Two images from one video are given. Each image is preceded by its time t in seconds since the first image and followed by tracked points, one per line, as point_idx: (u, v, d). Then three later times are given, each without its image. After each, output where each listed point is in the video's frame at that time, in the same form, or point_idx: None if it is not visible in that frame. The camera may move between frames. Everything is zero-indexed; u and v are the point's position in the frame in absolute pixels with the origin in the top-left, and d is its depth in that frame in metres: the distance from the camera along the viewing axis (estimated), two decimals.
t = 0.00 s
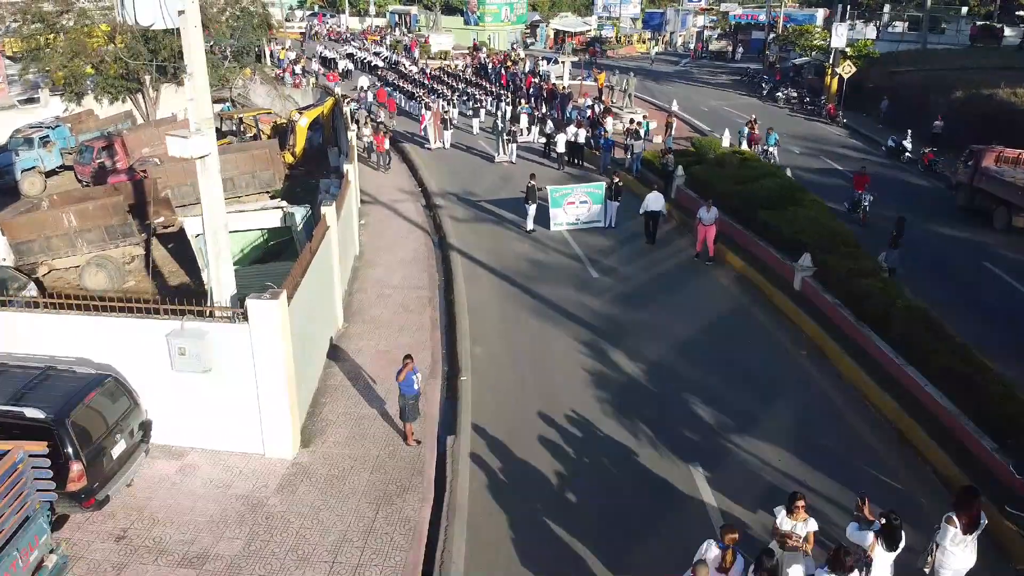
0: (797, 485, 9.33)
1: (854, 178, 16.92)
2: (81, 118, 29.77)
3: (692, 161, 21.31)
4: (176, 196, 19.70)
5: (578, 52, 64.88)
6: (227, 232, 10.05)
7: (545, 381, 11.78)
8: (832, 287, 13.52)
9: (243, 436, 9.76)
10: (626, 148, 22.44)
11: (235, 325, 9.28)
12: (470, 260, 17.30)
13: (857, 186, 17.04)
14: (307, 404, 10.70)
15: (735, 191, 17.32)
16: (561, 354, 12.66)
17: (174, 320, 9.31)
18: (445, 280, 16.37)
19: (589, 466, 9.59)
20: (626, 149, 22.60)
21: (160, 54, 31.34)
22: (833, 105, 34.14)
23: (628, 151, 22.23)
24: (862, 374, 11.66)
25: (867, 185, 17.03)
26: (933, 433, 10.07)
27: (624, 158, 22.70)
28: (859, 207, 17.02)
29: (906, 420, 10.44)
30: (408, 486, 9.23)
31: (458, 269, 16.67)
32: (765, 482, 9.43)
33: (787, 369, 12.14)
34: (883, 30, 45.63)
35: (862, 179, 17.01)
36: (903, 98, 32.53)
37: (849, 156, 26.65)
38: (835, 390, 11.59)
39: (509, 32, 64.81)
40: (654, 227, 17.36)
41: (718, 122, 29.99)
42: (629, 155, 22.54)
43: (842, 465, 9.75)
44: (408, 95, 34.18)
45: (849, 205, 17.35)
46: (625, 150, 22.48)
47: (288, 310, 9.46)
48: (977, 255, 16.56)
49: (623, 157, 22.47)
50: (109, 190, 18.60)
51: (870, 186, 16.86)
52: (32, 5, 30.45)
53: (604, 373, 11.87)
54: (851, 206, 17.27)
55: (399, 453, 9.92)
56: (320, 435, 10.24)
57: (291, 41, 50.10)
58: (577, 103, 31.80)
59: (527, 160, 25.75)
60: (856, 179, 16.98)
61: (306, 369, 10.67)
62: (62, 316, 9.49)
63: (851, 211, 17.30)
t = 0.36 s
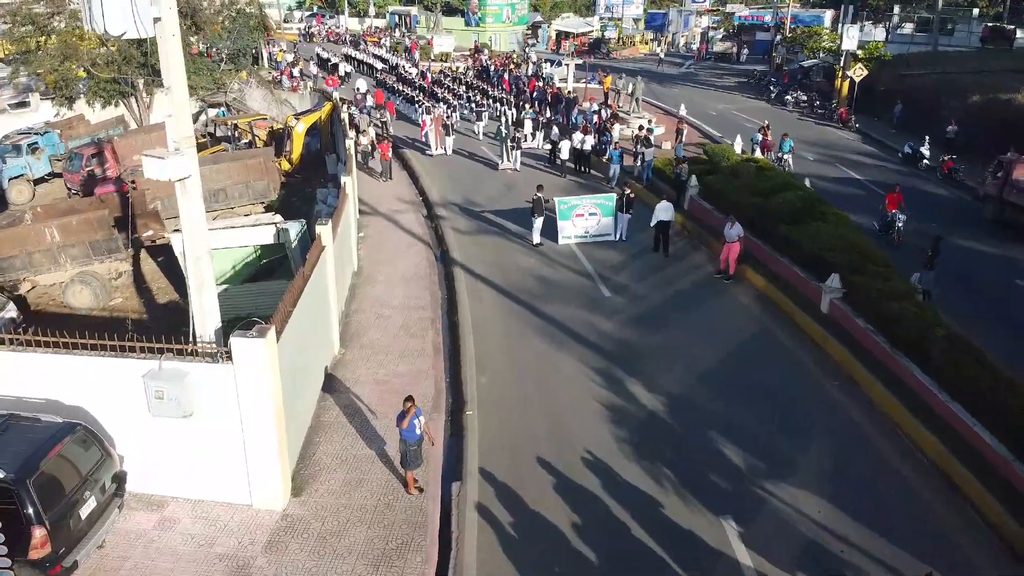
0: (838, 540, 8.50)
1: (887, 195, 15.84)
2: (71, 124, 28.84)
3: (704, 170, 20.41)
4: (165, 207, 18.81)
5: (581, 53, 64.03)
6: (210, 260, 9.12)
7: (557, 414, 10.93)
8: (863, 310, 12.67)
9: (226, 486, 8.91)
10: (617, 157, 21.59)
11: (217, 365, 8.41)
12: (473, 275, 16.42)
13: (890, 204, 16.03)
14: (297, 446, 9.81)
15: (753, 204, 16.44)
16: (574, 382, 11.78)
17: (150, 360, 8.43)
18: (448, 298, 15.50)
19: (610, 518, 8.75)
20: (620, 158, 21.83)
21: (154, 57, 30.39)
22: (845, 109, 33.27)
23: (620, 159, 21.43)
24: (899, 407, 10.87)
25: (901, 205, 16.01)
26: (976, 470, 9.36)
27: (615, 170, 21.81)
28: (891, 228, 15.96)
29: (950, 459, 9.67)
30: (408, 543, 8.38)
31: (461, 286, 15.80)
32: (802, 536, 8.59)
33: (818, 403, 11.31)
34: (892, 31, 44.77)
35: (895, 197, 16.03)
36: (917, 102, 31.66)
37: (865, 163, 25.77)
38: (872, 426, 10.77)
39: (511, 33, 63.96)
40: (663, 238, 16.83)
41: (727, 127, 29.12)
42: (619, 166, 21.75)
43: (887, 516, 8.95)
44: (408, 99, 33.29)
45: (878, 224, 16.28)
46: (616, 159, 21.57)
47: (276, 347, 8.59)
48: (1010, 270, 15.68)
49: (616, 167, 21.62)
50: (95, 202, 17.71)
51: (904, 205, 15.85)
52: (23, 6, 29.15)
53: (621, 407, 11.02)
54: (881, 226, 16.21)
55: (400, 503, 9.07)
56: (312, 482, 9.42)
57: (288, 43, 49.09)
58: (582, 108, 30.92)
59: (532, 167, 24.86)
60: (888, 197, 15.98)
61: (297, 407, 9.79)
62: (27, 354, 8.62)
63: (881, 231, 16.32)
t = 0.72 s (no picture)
0: None
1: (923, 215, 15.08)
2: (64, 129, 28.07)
3: (718, 179, 19.71)
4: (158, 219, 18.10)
5: (583, 54, 63.44)
6: (198, 291, 8.39)
7: (572, 450, 10.25)
8: (894, 334, 12.04)
9: (215, 537, 8.20)
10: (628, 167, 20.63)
11: (205, 408, 7.70)
12: (478, 291, 15.71)
13: (924, 224, 15.33)
14: (292, 489, 9.10)
15: (773, 217, 15.74)
16: (589, 413, 11.11)
17: (133, 402, 7.73)
18: (453, 316, 14.82)
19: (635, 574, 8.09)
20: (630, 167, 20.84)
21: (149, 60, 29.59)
22: (855, 113, 32.60)
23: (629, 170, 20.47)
24: (939, 442, 10.19)
25: (936, 225, 15.32)
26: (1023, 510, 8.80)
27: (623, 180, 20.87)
28: (926, 250, 15.31)
29: (995, 501, 9.05)
30: None
31: (468, 302, 15.11)
32: None
33: (850, 436, 10.63)
34: (901, 32, 44.11)
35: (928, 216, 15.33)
36: (931, 107, 30.99)
37: (880, 170, 25.11)
38: (910, 464, 10.10)
39: (512, 35, 63.32)
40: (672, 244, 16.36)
41: (736, 132, 28.41)
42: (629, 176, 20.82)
43: (934, 569, 8.32)
44: (409, 103, 32.59)
45: (912, 244, 15.60)
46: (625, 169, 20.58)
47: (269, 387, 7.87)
48: None
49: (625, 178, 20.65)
50: (85, 214, 17.00)
51: (940, 226, 15.20)
52: (15, 9, 27.91)
53: (641, 441, 10.39)
54: (914, 247, 15.56)
55: (406, 553, 8.39)
56: (308, 529, 8.73)
57: (287, 44, 48.34)
58: (587, 113, 30.23)
59: (538, 175, 24.17)
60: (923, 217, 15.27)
61: (293, 447, 9.08)
62: None
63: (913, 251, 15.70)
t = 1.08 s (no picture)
0: None
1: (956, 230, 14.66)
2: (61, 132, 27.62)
3: (728, 184, 19.33)
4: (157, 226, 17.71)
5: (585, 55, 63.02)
6: (198, 311, 8.00)
7: (587, 472, 9.86)
8: (917, 348, 11.67)
9: (217, 571, 7.82)
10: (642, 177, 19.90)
11: (205, 434, 7.29)
12: (485, 301, 15.32)
13: (953, 239, 14.90)
14: (295, 516, 8.70)
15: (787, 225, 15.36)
16: (604, 432, 10.72)
17: (129, 429, 7.33)
18: (460, 326, 14.42)
19: None
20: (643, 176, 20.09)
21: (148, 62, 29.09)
22: (863, 115, 32.21)
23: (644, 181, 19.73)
24: (967, 463, 9.82)
25: (965, 241, 14.92)
26: None
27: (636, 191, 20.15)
28: (956, 267, 14.89)
29: None
30: None
31: (475, 312, 14.73)
32: None
33: (878, 459, 10.20)
34: (906, 33, 43.73)
35: (957, 232, 14.93)
36: (940, 109, 30.63)
37: (890, 174, 24.74)
38: (941, 489, 9.66)
39: (514, 35, 62.88)
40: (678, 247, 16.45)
41: (743, 135, 28.03)
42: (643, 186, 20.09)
43: None
44: (411, 105, 32.19)
45: (939, 260, 15.14)
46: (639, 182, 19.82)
47: (272, 413, 7.46)
48: None
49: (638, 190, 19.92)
50: (82, 220, 16.62)
51: (969, 241, 14.82)
52: (13, 11, 27.35)
53: (659, 462, 10.02)
54: (941, 262, 15.10)
55: None
56: (313, 558, 8.37)
57: (287, 45, 47.99)
58: (592, 115, 29.85)
59: (543, 179, 23.80)
60: (954, 232, 14.82)
61: (296, 472, 8.68)
62: None
63: (941, 267, 15.24)
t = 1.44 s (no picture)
0: None
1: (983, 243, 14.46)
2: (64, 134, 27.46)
3: (738, 187, 19.15)
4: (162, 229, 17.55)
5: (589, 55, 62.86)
6: (208, 320, 7.82)
7: (603, 483, 9.67)
8: (937, 355, 11.47)
9: None
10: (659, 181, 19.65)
11: (217, 448, 7.10)
12: (494, 305, 15.13)
13: (981, 253, 14.65)
14: (307, 529, 8.51)
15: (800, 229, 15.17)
16: (619, 441, 10.53)
17: (138, 442, 7.15)
18: (469, 332, 14.24)
19: None
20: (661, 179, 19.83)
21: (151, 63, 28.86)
22: (871, 116, 31.99)
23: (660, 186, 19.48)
24: (989, 472, 9.62)
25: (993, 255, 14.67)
26: None
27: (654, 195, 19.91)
28: (984, 281, 14.62)
29: None
30: None
31: (485, 317, 14.54)
32: None
33: (898, 468, 10.01)
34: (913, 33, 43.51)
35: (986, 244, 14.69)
36: (949, 110, 30.40)
37: (900, 175, 24.56)
38: (963, 499, 9.46)
39: (517, 35, 62.77)
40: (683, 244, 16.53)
41: (750, 136, 27.84)
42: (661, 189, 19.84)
43: None
44: (416, 106, 32.00)
45: (968, 274, 14.88)
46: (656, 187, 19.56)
47: (284, 425, 7.28)
48: None
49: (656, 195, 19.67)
50: (86, 224, 16.45)
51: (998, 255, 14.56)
52: (16, 11, 27.14)
53: (676, 473, 9.84)
54: (970, 276, 14.87)
55: None
56: (325, 572, 8.18)
57: (290, 45, 47.78)
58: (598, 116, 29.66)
59: (551, 181, 23.61)
60: (982, 245, 14.57)
61: (307, 484, 8.49)
62: None
63: (968, 282, 14.95)
